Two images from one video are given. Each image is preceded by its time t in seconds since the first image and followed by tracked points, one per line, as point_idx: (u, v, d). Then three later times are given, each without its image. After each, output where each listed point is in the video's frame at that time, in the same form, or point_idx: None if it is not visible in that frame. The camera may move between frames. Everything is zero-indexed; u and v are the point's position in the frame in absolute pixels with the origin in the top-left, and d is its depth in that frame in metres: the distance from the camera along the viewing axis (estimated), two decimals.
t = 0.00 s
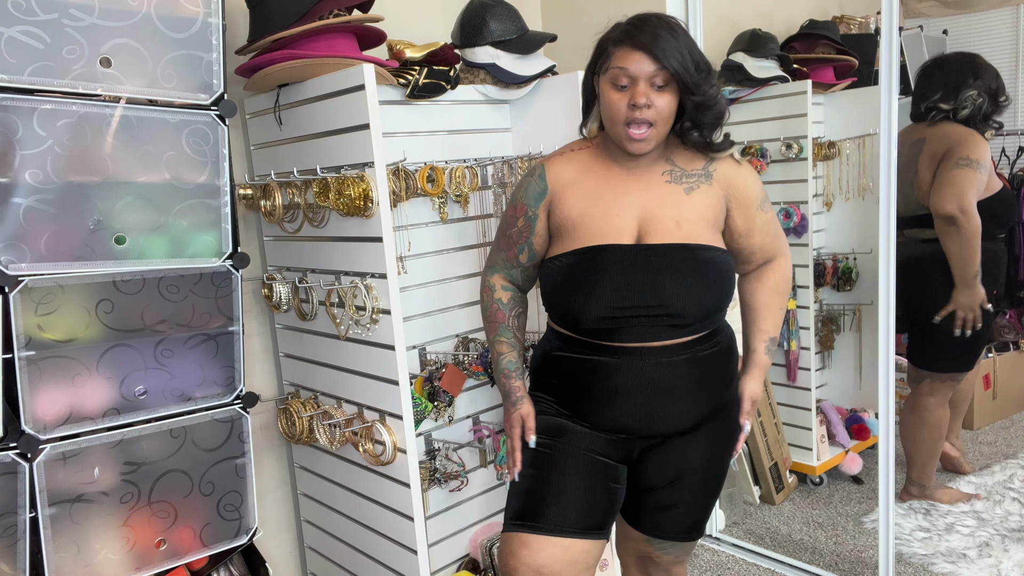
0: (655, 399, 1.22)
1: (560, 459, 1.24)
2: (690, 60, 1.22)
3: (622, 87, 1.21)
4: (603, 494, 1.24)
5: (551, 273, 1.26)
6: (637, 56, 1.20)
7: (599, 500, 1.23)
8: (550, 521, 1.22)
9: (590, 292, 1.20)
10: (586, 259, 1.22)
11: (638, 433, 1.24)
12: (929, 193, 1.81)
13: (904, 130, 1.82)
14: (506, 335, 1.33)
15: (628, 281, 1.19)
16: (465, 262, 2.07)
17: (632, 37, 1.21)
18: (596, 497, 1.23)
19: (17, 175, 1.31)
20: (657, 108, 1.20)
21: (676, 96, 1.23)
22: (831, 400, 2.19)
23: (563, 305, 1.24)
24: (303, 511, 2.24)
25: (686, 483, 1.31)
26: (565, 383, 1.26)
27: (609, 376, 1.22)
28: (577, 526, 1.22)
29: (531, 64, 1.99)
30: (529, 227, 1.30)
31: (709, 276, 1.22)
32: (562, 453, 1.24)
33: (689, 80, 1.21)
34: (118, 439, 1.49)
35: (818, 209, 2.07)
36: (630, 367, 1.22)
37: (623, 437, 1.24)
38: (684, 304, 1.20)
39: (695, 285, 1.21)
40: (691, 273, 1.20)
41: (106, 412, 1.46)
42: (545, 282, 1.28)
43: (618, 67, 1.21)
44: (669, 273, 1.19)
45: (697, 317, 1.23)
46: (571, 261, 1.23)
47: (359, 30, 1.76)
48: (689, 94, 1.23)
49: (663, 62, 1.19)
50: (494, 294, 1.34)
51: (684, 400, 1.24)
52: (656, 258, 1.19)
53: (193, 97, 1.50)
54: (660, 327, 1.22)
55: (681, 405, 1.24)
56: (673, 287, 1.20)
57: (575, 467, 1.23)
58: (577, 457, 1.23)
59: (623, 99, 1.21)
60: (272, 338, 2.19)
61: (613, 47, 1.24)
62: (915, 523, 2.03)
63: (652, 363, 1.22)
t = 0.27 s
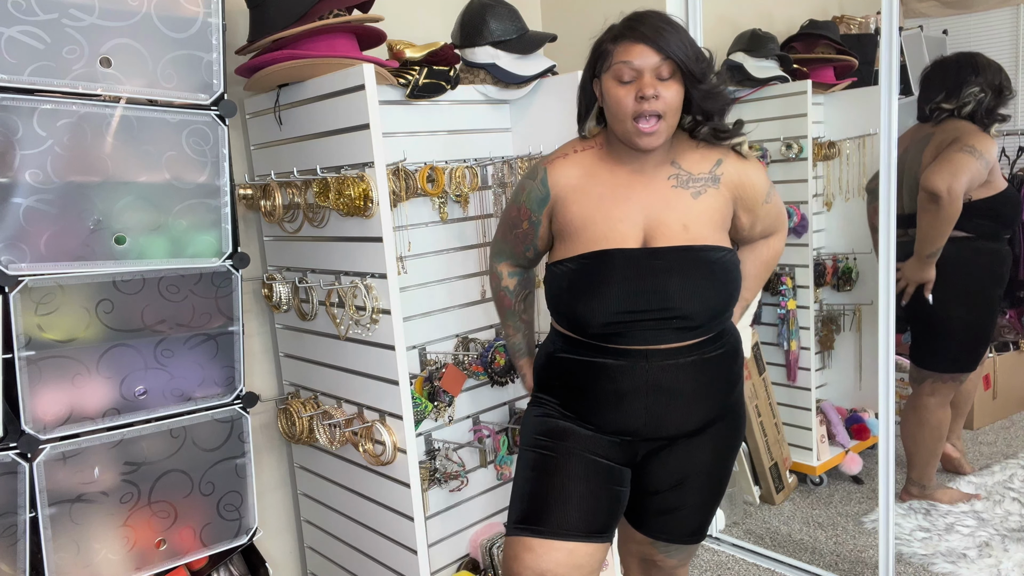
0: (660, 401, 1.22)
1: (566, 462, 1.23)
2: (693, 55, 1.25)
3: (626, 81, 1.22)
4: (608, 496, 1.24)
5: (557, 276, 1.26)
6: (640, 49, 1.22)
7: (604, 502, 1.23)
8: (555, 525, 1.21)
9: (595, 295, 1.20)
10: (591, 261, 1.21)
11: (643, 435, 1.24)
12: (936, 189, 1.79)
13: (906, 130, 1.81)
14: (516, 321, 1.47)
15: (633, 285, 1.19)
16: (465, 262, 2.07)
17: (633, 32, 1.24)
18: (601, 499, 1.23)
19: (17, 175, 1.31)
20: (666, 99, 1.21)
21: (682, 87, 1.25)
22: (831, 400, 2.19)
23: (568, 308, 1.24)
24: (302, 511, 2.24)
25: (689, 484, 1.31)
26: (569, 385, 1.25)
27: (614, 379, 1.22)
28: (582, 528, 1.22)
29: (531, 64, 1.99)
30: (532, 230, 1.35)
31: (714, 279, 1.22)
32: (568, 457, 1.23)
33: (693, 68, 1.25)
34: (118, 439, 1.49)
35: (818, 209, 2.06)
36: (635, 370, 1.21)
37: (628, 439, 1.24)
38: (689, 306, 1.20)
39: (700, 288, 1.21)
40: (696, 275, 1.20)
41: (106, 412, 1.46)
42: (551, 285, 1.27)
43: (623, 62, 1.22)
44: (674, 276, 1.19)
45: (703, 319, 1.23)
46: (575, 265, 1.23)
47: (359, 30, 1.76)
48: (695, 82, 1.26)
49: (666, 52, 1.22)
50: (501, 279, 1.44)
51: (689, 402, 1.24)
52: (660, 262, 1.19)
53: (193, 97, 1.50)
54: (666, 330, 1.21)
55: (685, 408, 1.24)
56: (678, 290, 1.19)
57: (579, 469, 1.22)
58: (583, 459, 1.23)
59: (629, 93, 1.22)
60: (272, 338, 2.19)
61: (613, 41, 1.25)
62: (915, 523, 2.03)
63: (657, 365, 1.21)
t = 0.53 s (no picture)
0: (661, 403, 1.22)
1: (566, 463, 1.23)
2: (686, 55, 1.24)
3: (614, 72, 1.24)
4: (610, 498, 1.24)
5: (556, 278, 1.26)
6: (627, 41, 1.24)
7: (606, 504, 1.24)
8: (557, 528, 1.21)
9: (594, 299, 1.20)
10: (590, 265, 1.21)
11: (644, 437, 1.24)
12: (939, 191, 1.78)
13: (908, 133, 1.81)
14: (510, 285, 1.52)
15: (632, 288, 1.19)
16: (465, 262, 2.06)
17: (626, 28, 1.25)
18: (603, 501, 1.23)
19: (17, 175, 1.31)
20: (649, 89, 1.21)
21: (670, 79, 1.24)
22: (831, 400, 2.19)
23: (567, 311, 1.24)
24: (302, 510, 2.24)
25: (690, 485, 1.32)
26: (569, 387, 1.25)
27: (615, 381, 1.22)
28: (583, 531, 1.22)
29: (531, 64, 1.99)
30: (528, 219, 1.37)
31: (714, 281, 1.22)
32: (568, 458, 1.23)
33: (681, 62, 1.24)
34: (119, 439, 1.49)
35: (818, 209, 2.05)
36: (636, 373, 1.21)
37: (629, 441, 1.24)
38: (689, 309, 1.20)
39: (700, 290, 1.20)
40: (696, 278, 1.20)
41: (106, 412, 1.47)
42: (550, 288, 1.27)
43: (613, 53, 1.24)
44: (674, 278, 1.19)
45: (703, 321, 1.23)
46: (573, 268, 1.23)
47: (359, 30, 1.76)
48: (682, 74, 1.24)
49: (653, 42, 1.23)
50: (495, 247, 1.50)
51: (690, 404, 1.24)
52: (660, 265, 1.19)
53: (193, 97, 1.50)
54: (666, 332, 1.21)
55: (686, 409, 1.24)
56: (678, 293, 1.19)
57: (580, 472, 1.23)
58: (584, 462, 1.23)
59: (614, 83, 1.23)
60: (272, 337, 2.20)
61: (609, 36, 1.27)
62: (915, 523, 2.03)
63: (658, 367, 1.21)
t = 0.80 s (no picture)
0: (659, 406, 1.22)
1: (565, 466, 1.23)
2: (678, 55, 1.24)
3: (612, 73, 1.24)
4: (608, 501, 1.24)
5: (552, 280, 1.26)
6: (625, 41, 1.24)
7: (604, 507, 1.24)
8: (555, 531, 1.21)
9: (591, 300, 1.20)
10: (587, 266, 1.21)
11: (642, 440, 1.24)
12: (942, 191, 1.78)
13: (908, 135, 1.81)
14: (495, 265, 1.46)
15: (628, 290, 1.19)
16: (465, 262, 2.06)
17: (622, 30, 1.25)
18: (602, 504, 1.23)
19: (17, 175, 1.31)
20: (648, 88, 1.21)
21: (668, 79, 1.24)
22: (831, 400, 2.19)
23: (564, 313, 1.24)
24: (302, 511, 2.24)
25: (689, 488, 1.32)
26: (568, 390, 1.26)
27: (613, 384, 1.22)
28: (581, 534, 1.22)
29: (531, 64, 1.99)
30: (519, 211, 1.33)
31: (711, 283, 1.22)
32: (566, 461, 1.23)
33: (679, 62, 1.24)
34: (118, 439, 1.49)
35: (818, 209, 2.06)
36: (634, 375, 1.21)
37: (627, 444, 1.24)
38: (686, 311, 1.20)
39: (697, 292, 1.20)
40: (693, 279, 1.20)
41: (106, 412, 1.46)
42: (546, 290, 1.27)
43: (609, 55, 1.24)
44: (671, 280, 1.19)
45: (700, 324, 1.23)
46: (568, 269, 1.23)
47: (359, 30, 1.76)
48: (680, 73, 1.24)
49: (649, 43, 1.23)
50: (471, 233, 1.44)
51: (688, 407, 1.24)
52: (656, 266, 1.19)
53: (193, 97, 1.50)
54: (664, 335, 1.21)
55: (684, 412, 1.24)
56: (674, 295, 1.19)
57: (578, 475, 1.23)
58: (582, 465, 1.23)
59: (612, 82, 1.23)
60: (272, 338, 2.19)
61: (605, 38, 1.28)
62: (915, 523, 2.03)
63: (656, 370, 1.21)
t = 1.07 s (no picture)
0: (657, 405, 1.22)
1: (563, 468, 1.23)
2: (675, 50, 1.24)
3: (609, 73, 1.24)
4: (606, 501, 1.24)
5: (550, 279, 1.26)
6: (622, 40, 1.24)
7: (602, 507, 1.24)
8: (553, 531, 1.21)
9: (589, 298, 1.20)
10: (584, 264, 1.21)
11: (641, 440, 1.24)
12: (941, 192, 1.79)
13: (906, 134, 1.81)
14: (495, 266, 1.45)
15: (626, 286, 1.19)
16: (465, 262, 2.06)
17: (617, 28, 1.25)
18: (600, 504, 1.23)
19: (17, 175, 1.31)
20: (644, 87, 1.21)
21: (664, 78, 1.24)
22: (831, 400, 2.19)
23: (563, 313, 1.24)
24: (303, 511, 2.24)
25: (689, 488, 1.31)
26: (566, 390, 1.26)
27: (611, 383, 1.22)
28: (580, 534, 1.22)
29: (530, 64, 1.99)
30: (518, 212, 1.33)
31: (710, 281, 1.22)
32: (565, 461, 1.23)
33: (674, 60, 1.24)
34: (118, 439, 1.49)
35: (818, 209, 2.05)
36: (632, 375, 1.21)
37: (626, 444, 1.24)
38: (684, 308, 1.20)
39: (695, 290, 1.20)
40: (691, 277, 1.20)
41: (106, 412, 1.46)
42: (544, 289, 1.27)
43: (606, 54, 1.24)
44: (669, 278, 1.19)
45: (699, 323, 1.23)
46: (566, 266, 1.23)
47: (359, 30, 1.76)
48: (676, 71, 1.25)
49: (645, 42, 1.23)
50: (467, 238, 1.43)
51: (687, 406, 1.24)
52: (654, 263, 1.19)
53: (193, 97, 1.50)
54: (662, 334, 1.21)
55: (683, 412, 1.24)
56: (673, 293, 1.19)
57: (576, 475, 1.23)
58: (581, 466, 1.23)
59: (609, 82, 1.23)
60: (272, 338, 2.19)
61: (600, 37, 1.27)
62: (915, 523, 2.03)
63: (654, 369, 1.21)
